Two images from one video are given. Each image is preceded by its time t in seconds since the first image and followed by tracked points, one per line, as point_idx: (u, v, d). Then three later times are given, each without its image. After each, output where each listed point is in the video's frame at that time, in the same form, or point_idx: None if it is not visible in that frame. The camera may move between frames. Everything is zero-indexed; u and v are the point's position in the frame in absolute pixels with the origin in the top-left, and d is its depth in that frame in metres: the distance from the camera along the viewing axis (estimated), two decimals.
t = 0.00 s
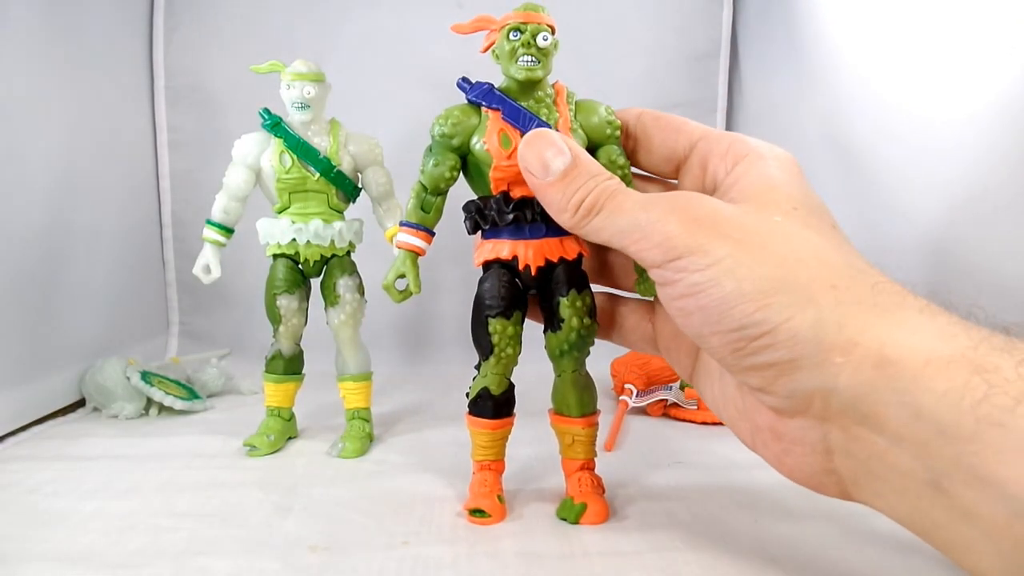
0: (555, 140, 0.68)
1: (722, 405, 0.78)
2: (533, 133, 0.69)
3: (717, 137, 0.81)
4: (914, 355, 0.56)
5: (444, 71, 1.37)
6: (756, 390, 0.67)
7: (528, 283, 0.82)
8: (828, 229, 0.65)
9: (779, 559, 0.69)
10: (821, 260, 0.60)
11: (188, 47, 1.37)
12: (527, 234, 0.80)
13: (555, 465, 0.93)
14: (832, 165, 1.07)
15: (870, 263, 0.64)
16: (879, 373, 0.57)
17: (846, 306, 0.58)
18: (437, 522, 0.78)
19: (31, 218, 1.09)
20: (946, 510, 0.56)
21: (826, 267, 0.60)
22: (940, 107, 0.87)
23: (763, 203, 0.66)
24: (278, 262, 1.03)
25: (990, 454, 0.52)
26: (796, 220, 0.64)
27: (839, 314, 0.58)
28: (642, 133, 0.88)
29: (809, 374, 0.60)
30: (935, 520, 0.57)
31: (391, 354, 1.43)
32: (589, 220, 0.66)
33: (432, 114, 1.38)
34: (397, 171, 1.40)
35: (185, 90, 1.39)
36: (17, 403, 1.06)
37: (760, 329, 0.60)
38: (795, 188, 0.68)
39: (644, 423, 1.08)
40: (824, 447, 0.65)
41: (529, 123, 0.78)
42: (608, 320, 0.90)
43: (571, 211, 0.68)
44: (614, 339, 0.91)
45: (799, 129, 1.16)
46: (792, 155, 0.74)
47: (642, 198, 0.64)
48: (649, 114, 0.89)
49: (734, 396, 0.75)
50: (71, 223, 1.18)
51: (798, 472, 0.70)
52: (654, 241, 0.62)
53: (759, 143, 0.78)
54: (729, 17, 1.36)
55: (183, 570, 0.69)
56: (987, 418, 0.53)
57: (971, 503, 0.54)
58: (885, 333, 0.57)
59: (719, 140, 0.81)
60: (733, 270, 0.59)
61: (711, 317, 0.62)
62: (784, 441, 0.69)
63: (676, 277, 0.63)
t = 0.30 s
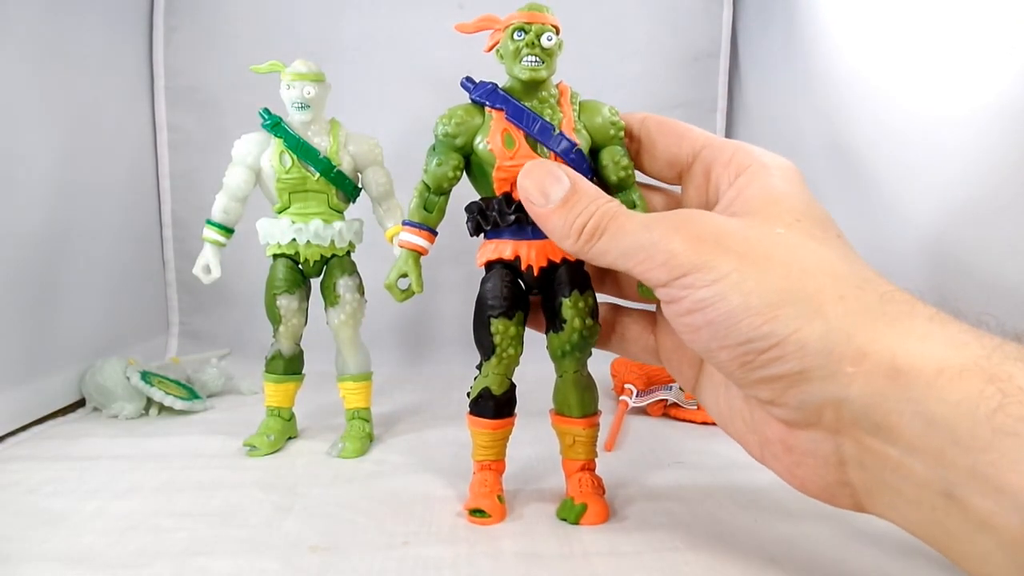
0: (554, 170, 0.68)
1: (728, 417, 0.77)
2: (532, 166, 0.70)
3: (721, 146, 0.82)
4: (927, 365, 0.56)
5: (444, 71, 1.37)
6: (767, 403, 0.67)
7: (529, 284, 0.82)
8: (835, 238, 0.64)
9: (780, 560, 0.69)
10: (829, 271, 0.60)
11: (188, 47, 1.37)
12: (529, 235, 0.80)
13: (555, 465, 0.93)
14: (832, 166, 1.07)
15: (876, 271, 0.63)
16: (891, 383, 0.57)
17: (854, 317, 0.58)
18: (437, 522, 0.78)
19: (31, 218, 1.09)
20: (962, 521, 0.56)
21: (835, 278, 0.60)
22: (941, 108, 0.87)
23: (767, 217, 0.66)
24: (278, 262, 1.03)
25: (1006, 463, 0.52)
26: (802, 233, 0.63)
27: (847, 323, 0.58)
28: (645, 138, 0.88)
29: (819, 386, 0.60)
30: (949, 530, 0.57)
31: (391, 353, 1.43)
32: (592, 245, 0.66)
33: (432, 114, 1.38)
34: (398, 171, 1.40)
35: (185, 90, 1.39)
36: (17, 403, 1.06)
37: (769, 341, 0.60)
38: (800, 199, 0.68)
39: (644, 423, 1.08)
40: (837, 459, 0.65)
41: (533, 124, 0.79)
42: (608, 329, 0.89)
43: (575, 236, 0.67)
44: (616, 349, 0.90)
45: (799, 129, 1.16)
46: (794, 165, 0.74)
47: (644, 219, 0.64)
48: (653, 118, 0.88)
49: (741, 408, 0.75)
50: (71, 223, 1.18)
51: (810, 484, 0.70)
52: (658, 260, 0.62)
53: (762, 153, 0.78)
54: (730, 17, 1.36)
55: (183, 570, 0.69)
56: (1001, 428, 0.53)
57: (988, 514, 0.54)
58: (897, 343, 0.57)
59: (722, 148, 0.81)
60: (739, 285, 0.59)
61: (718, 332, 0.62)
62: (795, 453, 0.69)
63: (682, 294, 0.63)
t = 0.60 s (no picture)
0: (547, 182, 0.70)
1: (724, 424, 0.78)
2: (526, 181, 0.72)
3: (717, 150, 0.82)
4: (927, 372, 0.57)
5: (444, 72, 1.38)
6: (765, 410, 0.67)
7: (527, 286, 0.82)
8: (831, 244, 0.65)
9: (776, 560, 0.69)
10: (831, 279, 0.60)
11: (188, 48, 1.38)
12: (525, 237, 0.81)
13: (553, 466, 0.93)
14: (829, 167, 1.08)
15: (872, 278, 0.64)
16: (892, 391, 0.57)
17: (857, 324, 0.58)
18: (435, 523, 0.78)
19: (31, 219, 1.09)
20: (958, 527, 0.56)
21: (837, 285, 0.60)
22: (939, 109, 0.87)
23: (767, 221, 0.66)
24: (276, 264, 1.03)
25: (1003, 471, 0.53)
26: (802, 239, 0.63)
27: (850, 332, 0.58)
28: (643, 140, 0.88)
29: (821, 394, 0.61)
30: (944, 536, 0.57)
31: (390, 354, 1.43)
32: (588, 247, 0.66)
33: (431, 114, 1.38)
34: (397, 172, 1.40)
35: (185, 91, 1.39)
36: (17, 404, 1.07)
37: (773, 349, 0.60)
38: (796, 206, 0.68)
39: (642, 424, 1.08)
40: (834, 466, 0.65)
41: (528, 126, 0.79)
42: (603, 336, 0.90)
43: (572, 239, 0.67)
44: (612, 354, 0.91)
45: (798, 130, 1.16)
46: (790, 170, 0.74)
47: (640, 219, 0.64)
48: (650, 121, 0.89)
49: (738, 414, 0.75)
50: (71, 224, 1.18)
51: (805, 491, 0.70)
52: (657, 261, 0.62)
53: (759, 157, 0.78)
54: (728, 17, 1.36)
55: (182, 570, 0.69)
56: (998, 435, 0.53)
57: (983, 520, 0.54)
58: (898, 351, 0.57)
59: (719, 152, 0.81)
60: (742, 291, 0.59)
61: (721, 339, 0.63)
62: (792, 460, 0.69)
63: (683, 298, 0.63)
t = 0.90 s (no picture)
0: (543, 178, 0.73)
1: (721, 423, 0.78)
2: (522, 179, 0.75)
3: (713, 150, 0.82)
4: (916, 371, 0.56)
5: (443, 72, 1.38)
6: (758, 407, 0.68)
7: (525, 285, 0.82)
8: (826, 246, 0.64)
9: (775, 560, 0.69)
10: (827, 279, 0.60)
11: (188, 49, 1.38)
12: (524, 236, 0.81)
13: (553, 466, 0.93)
14: (829, 166, 1.08)
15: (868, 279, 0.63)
16: (884, 391, 0.57)
17: (850, 324, 0.58)
18: (435, 523, 0.78)
19: (31, 220, 1.10)
20: (949, 527, 0.56)
21: (831, 285, 0.59)
22: (938, 111, 0.87)
23: (763, 221, 0.66)
24: (276, 264, 1.03)
25: (992, 469, 0.52)
26: (798, 239, 0.63)
27: (844, 331, 0.58)
28: (639, 140, 0.88)
29: (815, 393, 0.60)
30: (937, 537, 0.57)
31: (390, 354, 1.43)
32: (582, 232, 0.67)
33: (431, 115, 1.38)
34: (397, 172, 1.40)
35: (185, 92, 1.39)
36: (17, 403, 1.07)
37: (768, 347, 0.60)
38: (792, 206, 0.68)
39: (642, 424, 1.08)
40: (825, 466, 0.66)
41: (527, 126, 0.79)
42: (602, 335, 0.90)
43: (570, 229, 0.68)
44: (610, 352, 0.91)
45: (798, 130, 1.16)
46: (785, 170, 0.74)
47: (636, 208, 0.65)
48: (647, 122, 0.89)
49: (733, 413, 0.75)
50: (71, 225, 1.18)
51: (799, 490, 0.70)
52: (654, 250, 0.62)
53: (754, 157, 0.78)
54: (728, 17, 1.37)
55: (182, 570, 0.69)
56: (988, 434, 0.53)
57: (973, 520, 0.53)
58: (890, 350, 0.57)
59: (714, 152, 0.81)
60: (739, 286, 0.59)
61: (717, 335, 0.63)
62: (784, 459, 0.69)
63: (681, 292, 0.63)
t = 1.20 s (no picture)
0: (540, 177, 0.75)
1: (718, 419, 0.78)
2: (521, 176, 0.77)
3: (713, 148, 0.81)
4: (913, 369, 0.56)
5: (443, 72, 1.38)
6: (754, 403, 0.67)
7: (525, 285, 0.82)
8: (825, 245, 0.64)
9: (774, 559, 0.69)
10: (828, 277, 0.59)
11: (188, 49, 1.38)
12: (524, 236, 0.81)
13: (553, 466, 0.93)
14: (829, 166, 1.08)
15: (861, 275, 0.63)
16: (880, 388, 0.57)
17: (850, 321, 0.57)
18: (434, 523, 0.78)
19: (31, 220, 1.10)
20: (942, 523, 0.56)
21: (830, 282, 0.59)
22: (937, 112, 0.87)
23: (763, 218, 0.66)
24: (276, 264, 1.03)
25: (985, 466, 0.52)
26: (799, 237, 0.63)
27: (844, 328, 0.57)
28: (639, 140, 0.88)
29: (812, 390, 0.60)
30: (930, 533, 0.57)
31: (391, 354, 1.43)
32: (582, 223, 0.67)
33: (431, 115, 1.38)
34: (397, 172, 1.40)
35: (185, 92, 1.39)
36: (18, 403, 1.07)
37: (769, 343, 0.59)
38: (792, 204, 0.68)
39: (642, 424, 1.08)
40: (819, 463, 0.66)
41: (526, 126, 0.79)
42: (604, 330, 0.91)
43: (570, 220, 0.68)
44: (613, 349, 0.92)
45: (798, 130, 1.16)
46: (784, 169, 0.74)
47: (632, 196, 0.66)
48: (647, 121, 0.89)
49: (730, 410, 0.75)
50: (70, 225, 1.18)
51: (794, 486, 0.70)
52: (655, 242, 0.62)
53: (754, 156, 0.78)
54: (728, 17, 1.37)
55: (182, 571, 0.69)
56: (981, 430, 0.53)
57: (965, 514, 0.54)
58: (888, 348, 0.57)
59: (714, 151, 0.81)
60: (742, 280, 0.59)
61: (718, 329, 0.62)
62: (780, 455, 0.70)
63: (683, 286, 0.62)
